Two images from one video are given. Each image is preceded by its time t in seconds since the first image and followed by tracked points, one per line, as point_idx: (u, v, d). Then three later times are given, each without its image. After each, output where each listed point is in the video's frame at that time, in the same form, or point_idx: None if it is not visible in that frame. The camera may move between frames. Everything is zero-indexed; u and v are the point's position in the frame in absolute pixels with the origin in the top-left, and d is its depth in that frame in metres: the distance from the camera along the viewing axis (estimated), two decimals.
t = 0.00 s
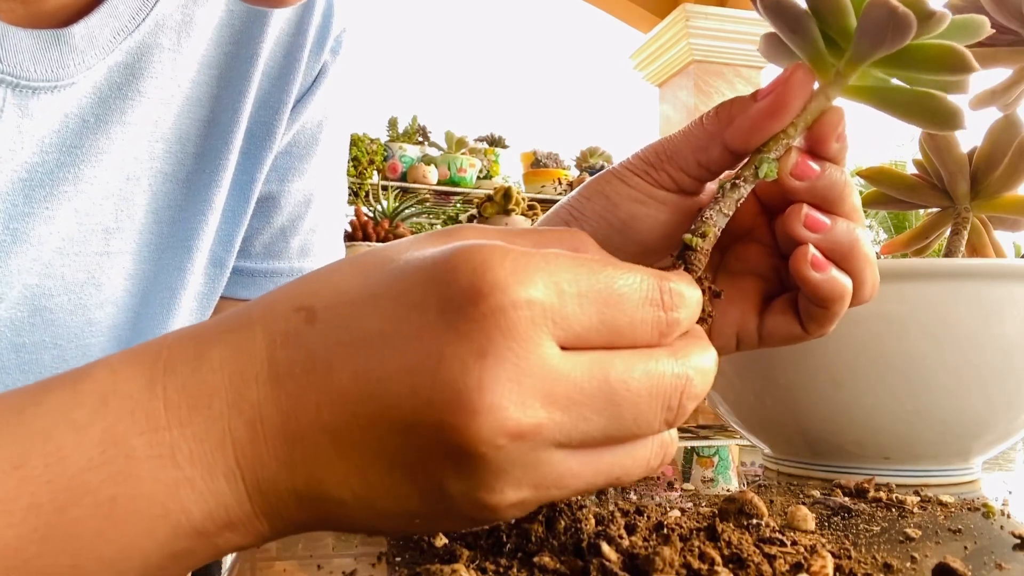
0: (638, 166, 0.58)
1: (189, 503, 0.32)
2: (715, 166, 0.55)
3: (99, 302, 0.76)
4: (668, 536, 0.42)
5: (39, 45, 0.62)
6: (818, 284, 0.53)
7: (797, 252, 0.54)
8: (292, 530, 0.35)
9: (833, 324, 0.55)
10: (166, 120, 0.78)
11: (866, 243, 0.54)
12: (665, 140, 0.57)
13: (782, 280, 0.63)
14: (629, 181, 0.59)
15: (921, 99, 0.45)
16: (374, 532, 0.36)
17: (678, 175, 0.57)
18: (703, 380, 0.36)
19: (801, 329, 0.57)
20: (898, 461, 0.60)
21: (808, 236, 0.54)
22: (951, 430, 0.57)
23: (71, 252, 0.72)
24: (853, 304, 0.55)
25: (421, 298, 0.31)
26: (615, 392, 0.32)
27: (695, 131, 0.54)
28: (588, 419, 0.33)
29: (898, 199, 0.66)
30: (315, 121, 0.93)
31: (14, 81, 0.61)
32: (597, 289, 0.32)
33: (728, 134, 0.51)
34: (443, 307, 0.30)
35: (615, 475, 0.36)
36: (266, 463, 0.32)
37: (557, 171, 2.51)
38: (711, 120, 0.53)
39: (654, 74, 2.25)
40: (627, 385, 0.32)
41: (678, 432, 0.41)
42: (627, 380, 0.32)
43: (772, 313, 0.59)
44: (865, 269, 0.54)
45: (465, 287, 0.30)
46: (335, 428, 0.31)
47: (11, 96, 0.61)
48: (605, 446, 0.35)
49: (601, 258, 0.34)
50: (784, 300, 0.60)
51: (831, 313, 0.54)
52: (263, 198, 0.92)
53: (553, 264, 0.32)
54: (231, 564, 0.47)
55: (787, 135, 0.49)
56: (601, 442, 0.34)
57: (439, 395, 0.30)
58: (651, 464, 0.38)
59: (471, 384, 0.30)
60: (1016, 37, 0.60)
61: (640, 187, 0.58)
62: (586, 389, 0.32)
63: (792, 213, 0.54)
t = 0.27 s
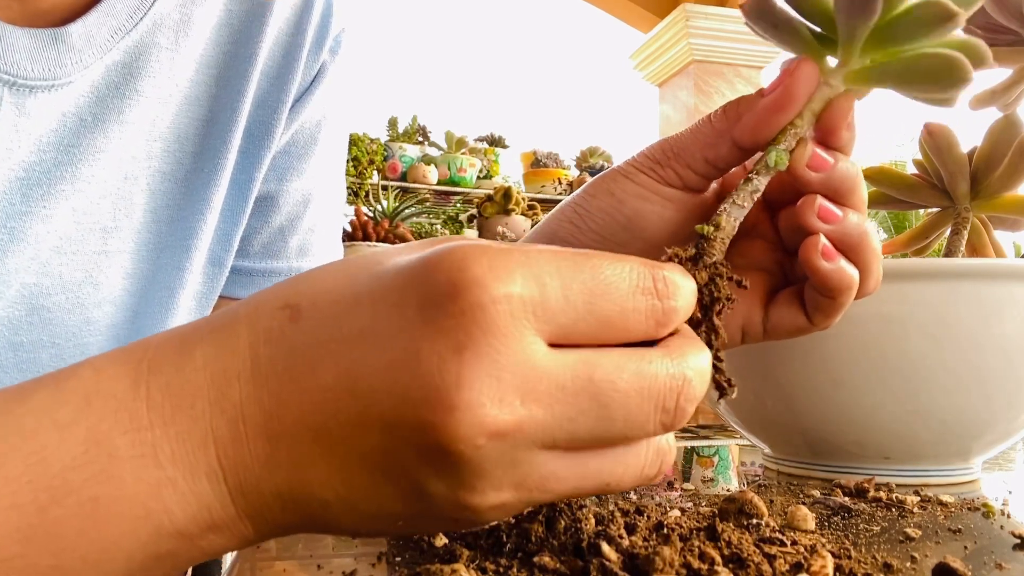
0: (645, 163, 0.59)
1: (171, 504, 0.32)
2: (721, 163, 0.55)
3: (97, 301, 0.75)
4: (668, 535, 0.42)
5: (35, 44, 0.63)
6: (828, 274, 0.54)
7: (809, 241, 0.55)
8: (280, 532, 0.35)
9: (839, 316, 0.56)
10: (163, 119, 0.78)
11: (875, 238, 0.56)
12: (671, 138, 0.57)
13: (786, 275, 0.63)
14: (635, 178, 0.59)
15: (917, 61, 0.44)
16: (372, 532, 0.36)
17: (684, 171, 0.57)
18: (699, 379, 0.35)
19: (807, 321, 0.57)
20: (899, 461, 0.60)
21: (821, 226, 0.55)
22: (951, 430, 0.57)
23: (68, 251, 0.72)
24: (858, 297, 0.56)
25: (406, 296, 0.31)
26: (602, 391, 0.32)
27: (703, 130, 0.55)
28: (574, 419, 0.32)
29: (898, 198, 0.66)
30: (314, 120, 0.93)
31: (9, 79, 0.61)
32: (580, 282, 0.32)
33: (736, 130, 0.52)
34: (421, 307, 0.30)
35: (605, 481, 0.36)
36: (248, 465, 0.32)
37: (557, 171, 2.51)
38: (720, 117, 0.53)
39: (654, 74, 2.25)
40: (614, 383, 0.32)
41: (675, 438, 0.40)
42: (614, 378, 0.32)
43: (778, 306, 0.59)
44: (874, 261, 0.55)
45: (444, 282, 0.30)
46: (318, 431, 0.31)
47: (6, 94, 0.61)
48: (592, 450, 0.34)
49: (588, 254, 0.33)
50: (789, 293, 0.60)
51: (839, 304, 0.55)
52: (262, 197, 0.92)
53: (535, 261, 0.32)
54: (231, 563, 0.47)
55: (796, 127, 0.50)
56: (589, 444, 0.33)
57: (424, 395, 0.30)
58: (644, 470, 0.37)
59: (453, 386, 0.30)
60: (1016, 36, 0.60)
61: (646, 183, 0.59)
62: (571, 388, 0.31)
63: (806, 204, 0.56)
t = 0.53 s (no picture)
0: (650, 167, 0.58)
1: (161, 509, 0.32)
2: (729, 169, 0.55)
3: (94, 299, 0.75)
4: (668, 535, 0.42)
5: (28, 43, 0.64)
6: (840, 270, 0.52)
7: (821, 236, 0.53)
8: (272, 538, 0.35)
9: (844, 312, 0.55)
10: (160, 116, 0.78)
11: (885, 232, 0.54)
12: (677, 143, 0.57)
13: (790, 272, 0.62)
14: (640, 182, 0.59)
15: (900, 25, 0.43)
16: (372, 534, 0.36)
17: (689, 176, 0.57)
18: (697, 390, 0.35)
19: (813, 317, 0.56)
20: (899, 461, 0.60)
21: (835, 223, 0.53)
22: (951, 430, 0.57)
23: (64, 250, 0.72)
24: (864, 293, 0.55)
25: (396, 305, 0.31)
26: (594, 402, 0.32)
27: (712, 137, 0.54)
28: (566, 429, 0.32)
29: (898, 198, 0.66)
30: (311, 118, 0.93)
31: (3, 78, 0.62)
32: (575, 289, 0.32)
33: (745, 135, 0.52)
34: (411, 311, 0.31)
35: (599, 491, 0.35)
36: (237, 469, 0.32)
37: (557, 171, 2.51)
38: (727, 125, 0.53)
39: (654, 74, 2.25)
40: (607, 394, 0.32)
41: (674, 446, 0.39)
42: (607, 390, 0.32)
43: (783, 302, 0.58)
44: (881, 259, 0.54)
45: (433, 290, 0.30)
46: (309, 435, 0.31)
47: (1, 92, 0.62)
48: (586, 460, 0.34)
49: (586, 259, 0.33)
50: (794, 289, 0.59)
51: (846, 300, 0.54)
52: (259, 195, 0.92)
53: (527, 268, 0.31)
54: (231, 564, 0.47)
55: (805, 122, 0.50)
56: (582, 454, 0.33)
57: (413, 399, 0.30)
58: (643, 480, 0.37)
59: (442, 389, 0.30)
60: (1016, 36, 0.60)
61: (650, 187, 0.59)
62: (563, 398, 0.31)
63: (819, 200, 0.53)
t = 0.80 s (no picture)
0: (656, 172, 0.58)
1: (149, 511, 0.32)
2: (738, 178, 0.55)
3: (89, 297, 0.75)
4: (668, 535, 0.42)
5: (21, 39, 0.63)
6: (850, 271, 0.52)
7: (833, 236, 0.52)
8: (268, 538, 0.35)
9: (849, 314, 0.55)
10: (155, 113, 0.78)
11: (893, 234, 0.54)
12: (686, 150, 0.57)
13: (795, 273, 0.62)
14: (646, 187, 0.59)
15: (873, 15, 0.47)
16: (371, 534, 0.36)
17: (696, 184, 0.57)
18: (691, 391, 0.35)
19: (819, 318, 0.56)
20: (899, 461, 0.60)
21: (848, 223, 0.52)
22: (951, 429, 0.57)
23: (59, 247, 0.72)
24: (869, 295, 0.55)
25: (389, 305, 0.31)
26: (588, 403, 0.31)
27: (723, 146, 0.54)
28: (559, 429, 0.32)
29: (898, 198, 0.66)
30: (309, 114, 0.93)
31: None
32: (569, 287, 0.31)
33: (755, 145, 0.52)
34: (403, 310, 0.31)
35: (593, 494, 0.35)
36: (232, 467, 0.31)
37: (557, 171, 2.51)
38: (737, 135, 0.52)
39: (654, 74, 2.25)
40: (600, 395, 0.32)
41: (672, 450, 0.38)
42: (600, 391, 0.32)
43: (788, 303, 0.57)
44: (888, 263, 0.54)
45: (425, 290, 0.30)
46: (306, 435, 0.31)
47: None
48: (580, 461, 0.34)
49: (582, 259, 0.32)
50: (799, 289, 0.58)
51: (853, 302, 0.53)
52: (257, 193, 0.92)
53: (520, 268, 0.31)
54: (231, 564, 0.47)
55: (814, 127, 0.50)
56: (575, 454, 0.33)
57: (405, 399, 0.30)
58: (640, 482, 0.36)
59: (434, 386, 0.30)
60: (1016, 36, 0.60)
61: (654, 193, 0.58)
62: (555, 399, 0.31)
63: (834, 200, 0.52)
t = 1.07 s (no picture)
0: (663, 171, 0.58)
1: (136, 518, 0.32)
2: (745, 183, 0.55)
3: (88, 297, 0.75)
4: (668, 536, 0.42)
5: (19, 39, 0.63)
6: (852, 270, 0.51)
7: (838, 234, 0.51)
8: (267, 540, 0.35)
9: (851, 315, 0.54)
10: (154, 113, 0.78)
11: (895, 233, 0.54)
12: (694, 153, 0.57)
13: (797, 275, 0.61)
14: (652, 187, 0.59)
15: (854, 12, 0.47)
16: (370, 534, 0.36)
17: (703, 187, 0.57)
18: (690, 412, 0.34)
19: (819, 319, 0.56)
20: (899, 461, 0.60)
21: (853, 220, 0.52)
22: (951, 430, 0.57)
23: (58, 247, 0.72)
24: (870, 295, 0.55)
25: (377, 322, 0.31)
26: (581, 423, 0.31)
27: (731, 150, 0.54)
28: (550, 449, 0.31)
29: (898, 198, 0.66)
30: (309, 114, 0.93)
31: None
32: (564, 307, 0.31)
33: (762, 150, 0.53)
34: (399, 318, 0.30)
35: (581, 514, 0.35)
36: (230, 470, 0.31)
37: (557, 171, 2.51)
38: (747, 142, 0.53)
39: (654, 74, 2.25)
40: (594, 415, 0.31)
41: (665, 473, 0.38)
42: (595, 411, 0.31)
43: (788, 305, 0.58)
44: (889, 264, 0.54)
45: (416, 310, 0.30)
46: (303, 438, 0.31)
47: None
48: (571, 480, 0.34)
49: (577, 277, 0.32)
50: (800, 291, 0.58)
51: (855, 302, 0.53)
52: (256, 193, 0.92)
53: (514, 287, 0.31)
54: (230, 565, 0.47)
55: (818, 122, 0.50)
56: (565, 474, 0.33)
57: (399, 404, 0.30)
58: (631, 504, 0.36)
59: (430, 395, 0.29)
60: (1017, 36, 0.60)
61: (659, 193, 0.59)
62: (548, 417, 0.31)
63: (839, 197, 0.52)
